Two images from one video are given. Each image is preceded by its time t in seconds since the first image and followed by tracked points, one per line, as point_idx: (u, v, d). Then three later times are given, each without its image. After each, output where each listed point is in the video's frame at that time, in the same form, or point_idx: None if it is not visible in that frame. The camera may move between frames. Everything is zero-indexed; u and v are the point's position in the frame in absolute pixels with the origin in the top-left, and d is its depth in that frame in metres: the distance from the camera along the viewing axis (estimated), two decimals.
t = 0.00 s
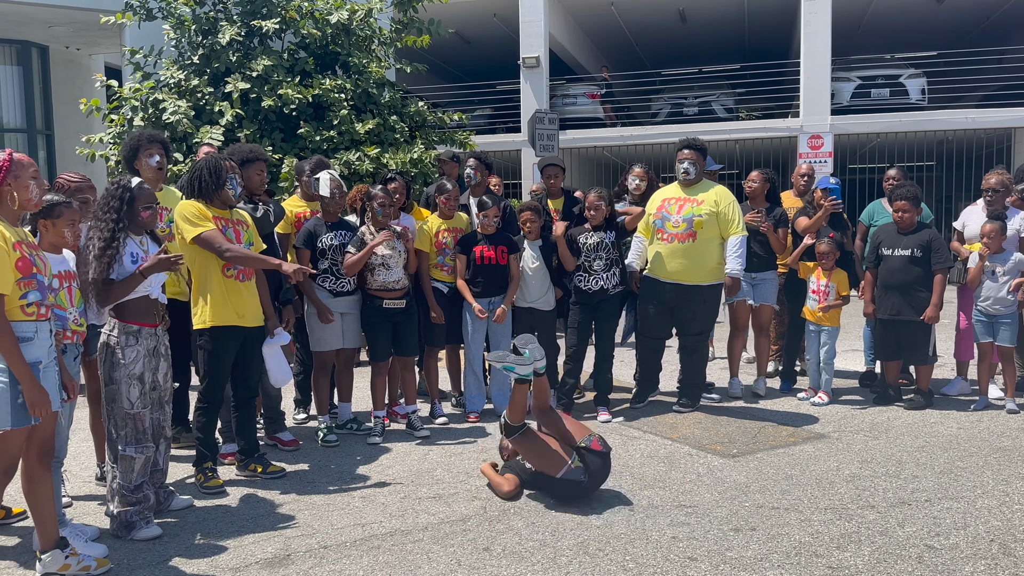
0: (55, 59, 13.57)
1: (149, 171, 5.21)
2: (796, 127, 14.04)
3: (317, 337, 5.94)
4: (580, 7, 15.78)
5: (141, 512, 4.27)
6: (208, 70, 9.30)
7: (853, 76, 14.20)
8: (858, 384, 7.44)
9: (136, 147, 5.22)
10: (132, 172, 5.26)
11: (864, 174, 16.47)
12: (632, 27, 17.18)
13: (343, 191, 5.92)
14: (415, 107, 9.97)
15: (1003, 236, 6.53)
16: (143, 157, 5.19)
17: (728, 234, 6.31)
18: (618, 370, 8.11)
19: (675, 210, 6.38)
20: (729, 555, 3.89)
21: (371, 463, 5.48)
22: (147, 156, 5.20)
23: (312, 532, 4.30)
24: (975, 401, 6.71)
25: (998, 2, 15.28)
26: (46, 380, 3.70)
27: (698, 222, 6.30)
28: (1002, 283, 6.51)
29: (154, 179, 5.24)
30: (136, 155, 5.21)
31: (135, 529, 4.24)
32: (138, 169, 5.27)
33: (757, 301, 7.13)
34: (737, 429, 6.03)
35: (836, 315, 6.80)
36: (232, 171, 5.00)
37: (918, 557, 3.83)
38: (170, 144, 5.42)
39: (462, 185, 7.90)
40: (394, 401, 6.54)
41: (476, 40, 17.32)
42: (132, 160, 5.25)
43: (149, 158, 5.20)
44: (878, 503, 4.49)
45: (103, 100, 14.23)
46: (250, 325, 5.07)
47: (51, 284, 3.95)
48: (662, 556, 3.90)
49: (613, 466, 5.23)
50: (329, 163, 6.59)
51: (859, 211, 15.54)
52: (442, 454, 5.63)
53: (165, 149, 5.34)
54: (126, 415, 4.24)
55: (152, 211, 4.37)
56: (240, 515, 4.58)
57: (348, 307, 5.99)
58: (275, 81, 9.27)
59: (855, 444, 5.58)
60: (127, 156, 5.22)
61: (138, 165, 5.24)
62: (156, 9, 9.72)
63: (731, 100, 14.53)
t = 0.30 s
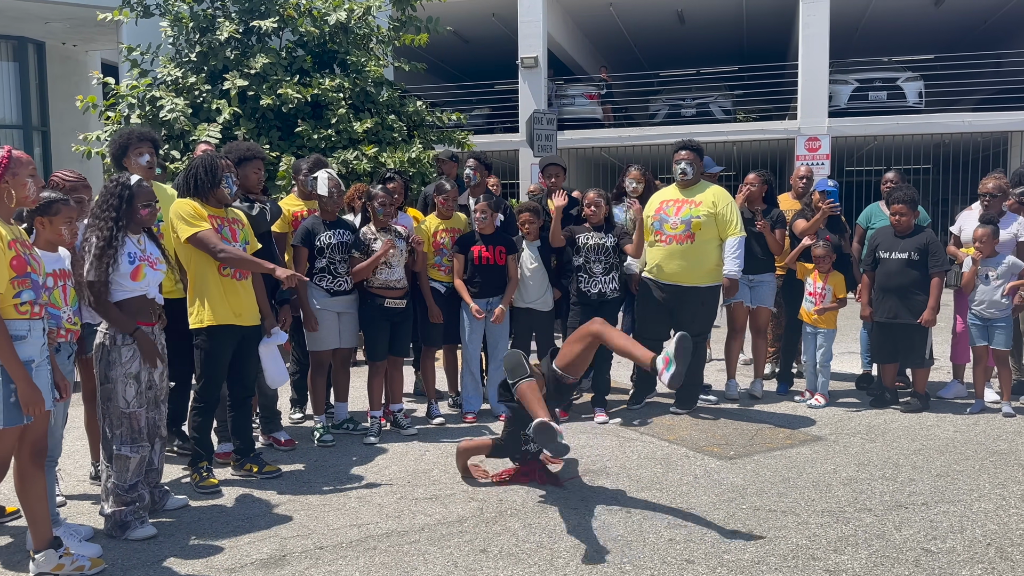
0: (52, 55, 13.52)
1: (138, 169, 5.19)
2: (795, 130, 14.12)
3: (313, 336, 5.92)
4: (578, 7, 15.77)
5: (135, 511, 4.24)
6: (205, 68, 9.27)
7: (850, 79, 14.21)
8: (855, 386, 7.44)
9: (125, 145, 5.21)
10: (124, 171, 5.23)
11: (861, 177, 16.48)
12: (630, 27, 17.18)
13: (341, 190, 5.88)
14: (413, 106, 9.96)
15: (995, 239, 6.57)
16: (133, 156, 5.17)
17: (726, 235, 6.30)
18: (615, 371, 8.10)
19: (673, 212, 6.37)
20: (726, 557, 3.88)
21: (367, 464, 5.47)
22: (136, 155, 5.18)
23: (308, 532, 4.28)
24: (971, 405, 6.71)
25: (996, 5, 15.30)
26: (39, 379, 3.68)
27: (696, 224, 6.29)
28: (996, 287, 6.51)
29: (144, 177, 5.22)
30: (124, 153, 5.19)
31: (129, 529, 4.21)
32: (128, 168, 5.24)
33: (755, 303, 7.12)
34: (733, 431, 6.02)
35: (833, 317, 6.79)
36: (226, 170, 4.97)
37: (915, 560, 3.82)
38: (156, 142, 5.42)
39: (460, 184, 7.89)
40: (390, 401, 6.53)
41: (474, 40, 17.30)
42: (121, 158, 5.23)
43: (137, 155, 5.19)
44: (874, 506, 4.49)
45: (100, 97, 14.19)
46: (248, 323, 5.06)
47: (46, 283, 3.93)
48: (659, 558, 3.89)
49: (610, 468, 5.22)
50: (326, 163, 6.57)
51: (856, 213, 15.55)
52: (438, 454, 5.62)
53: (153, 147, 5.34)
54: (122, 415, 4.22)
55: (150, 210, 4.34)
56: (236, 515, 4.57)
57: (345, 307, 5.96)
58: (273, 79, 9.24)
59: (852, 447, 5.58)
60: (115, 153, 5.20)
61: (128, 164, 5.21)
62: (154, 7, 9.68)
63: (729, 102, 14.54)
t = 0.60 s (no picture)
0: (46, 51, 13.48)
1: (144, 168, 5.20)
2: (788, 135, 14.11)
3: (305, 335, 5.91)
4: (574, 10, 15.78)
5: (125, 509, 4.22)
6: (201, 65, 9.24)
7: (845, 85, 14.26)
8: (846, 391, 7.46)
9: (135, 142, 5.15)
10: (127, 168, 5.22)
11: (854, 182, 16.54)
12: (626, 31, 17.21)
13: (336, 189, 5.87)
14: (408, 106, 9.95)
15: (983, 245, 6.60)
16: (139, 153, 5.16)
17: (720, 238, 6.31)
18: (608, 373, 8.11)
19: (667, 215, 6.38)
20: (717, 560, 3.89)
21: (358, 463, 5.46)
22: (145, 154, 5.18)
23: (299, 531, 4.27)
24: (962, 410, 6.73)
25: (990, 13, 15.38)
26: (29, 374, 3.66)
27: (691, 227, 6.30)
28: (984, 293, 6.55)
29: (150, 176, 5.24)
30: (132, 151, 5.15)
31: (119, 526, 4.19)
32: (133, 165, 5.22)
33: (748, 307, 7.13)
34: (725, 434, 6.03)
35: (825, 321, 6.81)
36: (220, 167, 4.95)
37: (905, 564, 3.84)
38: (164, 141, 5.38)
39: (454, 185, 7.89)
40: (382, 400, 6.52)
41: (470, 41, 17.30)
42: (126, 155, 5.19)
43: (145, 155, 5.17)
44: (865, 510, 4.50)
45: (94, 94, 14.14)
46: (240, 321, 5.04)
47: (39, 278, 3.91)
48: (650, 560, 3.89)
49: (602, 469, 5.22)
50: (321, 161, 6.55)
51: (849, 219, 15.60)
52: (431, 454, 5.61)
53: (162, 145, 5.33)
54: (113, 412, 4.20)
55: (143, 205, 4.32)
56: (227, 513, 4.55)
57: (338, 305, 5.94)
58: (269, 78, 9.21)
59: (843, 451, 5.59)
60: (121, 149, 5.15)
61: (133, 162, 5.18)
62: (150, 4, 9.65)
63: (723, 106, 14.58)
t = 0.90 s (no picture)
0: (38, 47, 13.42)
1: (152, 162, 5.12)
2: (780, 141, 14.19)
3: (296, 335, 5.89)
4: (569, 14, 15.82)
5: (112, 506, 4.20)
6: (194, 63, 9.22)
7: (837, 93, 14.33)
8: (836, 397, 7.49)
9: (147, 135, 5.08)
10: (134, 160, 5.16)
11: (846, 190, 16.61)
12: (621, 36, 17.25)
13: (328, 188, 5.85)
14: (402, 107, 9.95)
15: (975, 253, 6.63)
16: (150, 147, 5.10)
17: (712, 244, 6.32)
18: (598, 376, 8.11)
19: (660, 219, 6.40)
20: (705, 563, 3.89)
21: (348, 463, 5.44)
22: (156, 149, 5.11)
23: (286, 531, 4.25)
24: (951, 417, 6.76)
25: (982, 23, 15.48)
26: (18, 370, 3.64)
27: (684, 231, 6.32)
28: (974, 300, 6.58)
29: (157, 170, 5.16)
30: (143, 143, 5.10)
31: (106, 524, 4.17)
32: (140, 158, 5.17)
33: (738, 312, 7.14)
34: (715, 438, 6.04)
35: (815, 327, 6.83)
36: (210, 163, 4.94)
37: (892, 569, 3.85)
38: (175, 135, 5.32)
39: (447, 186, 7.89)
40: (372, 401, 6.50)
41: (465, 43, 17.31)
42: (137, 146, 5.13)
43: (157, 149, 5.11)
44: (853, 515, 4.52)
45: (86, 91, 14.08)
46: (230, 320, 5.02)
47: (28, 273, 3.90)
48: (638, 562, 3.90)
49: (592, 472, 5.22)
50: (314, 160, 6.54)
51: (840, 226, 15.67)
52: (420, 455, 5.60)
53: (173, 140, 5.26)
54: (101, 409, 4.18)
55: (130, 201, 4.31)
56: (215, 512, 4.54)
57: (329, 305, 5.93)
58: (263, 76, 9.20)
59: (831, 456, 5.61)
60: (133, 141, 5.10)
61: (141, 154, 5.13)
62: (144, 1, 9.62)
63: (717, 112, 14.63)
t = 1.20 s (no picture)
0: (29, 43, 13.33)
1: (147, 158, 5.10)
2: (772, 148, 14.24)
3: (284, 335, 5.87)
4: (564, 18, 15.84)
5: (96, 505, 4.17)
6: (186, 61, 9.19)
7: (829, 101, 14.39)
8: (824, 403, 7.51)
9: (144, 132, 5.06)
10: (129, 155, 5.13)
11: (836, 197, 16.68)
12: (614, 40, 17.28)
13: (319, 188, 5.84)
14: (395, 109, 9.94)
15: (968, 262, 6.66)
16: (147, 144, 5.09)
17: (702, 251, 6.36)
18: (587, 380, 8.11)
19: (652, 223, 6.40)
20: (691, 567, 3.89)
21: (335, 464, 5.42)
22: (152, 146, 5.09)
23: (271, 531, 4.23)
24: (938, 424, 6.80)
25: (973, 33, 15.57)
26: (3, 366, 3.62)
27: (674, 237, 6.33)
28: (965, 309, 6.62)
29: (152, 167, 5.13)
30: (140, 139, 5.07)
31: (89, 523, 4.14)
32: (135, 155, 5.14)
33: (727, 316, 7.16)
34: (702, 442, 6.04)
35: (803, 332, 6.85)
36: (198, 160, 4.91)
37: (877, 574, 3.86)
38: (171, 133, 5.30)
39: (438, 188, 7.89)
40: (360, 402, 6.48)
41: (459, 46, 17.32)
42: (133, 142, 5.10)
43: (153, 146, 5.09)
44: (839, 521, 4.53)
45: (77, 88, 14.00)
46: (217, 322, 5.01)
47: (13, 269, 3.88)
48: (624, 565, 3.89)
49: (579, 475, 5.22)
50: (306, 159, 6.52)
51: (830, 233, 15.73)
52: (408, 457, 5.58)
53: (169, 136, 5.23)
54: (86, 407, 4.15)
55: (116, 198, 4.28)
56: (200, 511, 4.51)
57: (318, 305, 5.91)
58: (255, 75, 9.18)
59: (818, 462, 5.63)
60: (128, 137, 5.06)
61: (136, 151, 5.10)
62: None
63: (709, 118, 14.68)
